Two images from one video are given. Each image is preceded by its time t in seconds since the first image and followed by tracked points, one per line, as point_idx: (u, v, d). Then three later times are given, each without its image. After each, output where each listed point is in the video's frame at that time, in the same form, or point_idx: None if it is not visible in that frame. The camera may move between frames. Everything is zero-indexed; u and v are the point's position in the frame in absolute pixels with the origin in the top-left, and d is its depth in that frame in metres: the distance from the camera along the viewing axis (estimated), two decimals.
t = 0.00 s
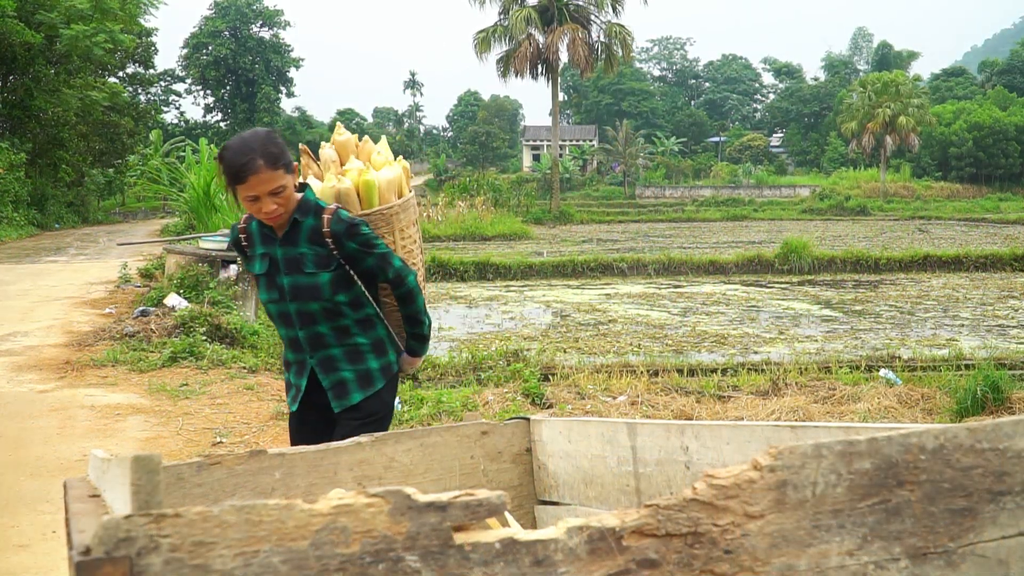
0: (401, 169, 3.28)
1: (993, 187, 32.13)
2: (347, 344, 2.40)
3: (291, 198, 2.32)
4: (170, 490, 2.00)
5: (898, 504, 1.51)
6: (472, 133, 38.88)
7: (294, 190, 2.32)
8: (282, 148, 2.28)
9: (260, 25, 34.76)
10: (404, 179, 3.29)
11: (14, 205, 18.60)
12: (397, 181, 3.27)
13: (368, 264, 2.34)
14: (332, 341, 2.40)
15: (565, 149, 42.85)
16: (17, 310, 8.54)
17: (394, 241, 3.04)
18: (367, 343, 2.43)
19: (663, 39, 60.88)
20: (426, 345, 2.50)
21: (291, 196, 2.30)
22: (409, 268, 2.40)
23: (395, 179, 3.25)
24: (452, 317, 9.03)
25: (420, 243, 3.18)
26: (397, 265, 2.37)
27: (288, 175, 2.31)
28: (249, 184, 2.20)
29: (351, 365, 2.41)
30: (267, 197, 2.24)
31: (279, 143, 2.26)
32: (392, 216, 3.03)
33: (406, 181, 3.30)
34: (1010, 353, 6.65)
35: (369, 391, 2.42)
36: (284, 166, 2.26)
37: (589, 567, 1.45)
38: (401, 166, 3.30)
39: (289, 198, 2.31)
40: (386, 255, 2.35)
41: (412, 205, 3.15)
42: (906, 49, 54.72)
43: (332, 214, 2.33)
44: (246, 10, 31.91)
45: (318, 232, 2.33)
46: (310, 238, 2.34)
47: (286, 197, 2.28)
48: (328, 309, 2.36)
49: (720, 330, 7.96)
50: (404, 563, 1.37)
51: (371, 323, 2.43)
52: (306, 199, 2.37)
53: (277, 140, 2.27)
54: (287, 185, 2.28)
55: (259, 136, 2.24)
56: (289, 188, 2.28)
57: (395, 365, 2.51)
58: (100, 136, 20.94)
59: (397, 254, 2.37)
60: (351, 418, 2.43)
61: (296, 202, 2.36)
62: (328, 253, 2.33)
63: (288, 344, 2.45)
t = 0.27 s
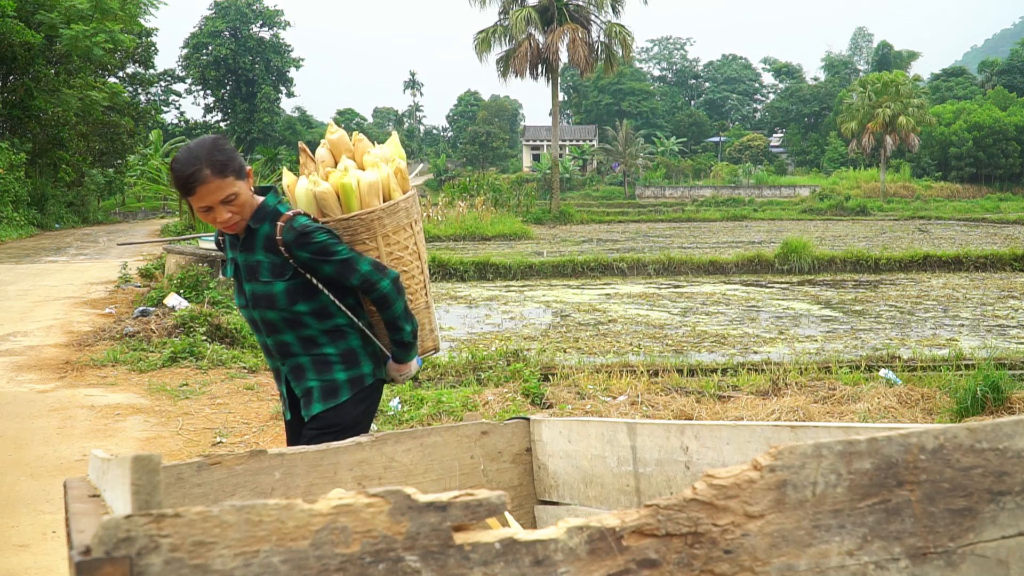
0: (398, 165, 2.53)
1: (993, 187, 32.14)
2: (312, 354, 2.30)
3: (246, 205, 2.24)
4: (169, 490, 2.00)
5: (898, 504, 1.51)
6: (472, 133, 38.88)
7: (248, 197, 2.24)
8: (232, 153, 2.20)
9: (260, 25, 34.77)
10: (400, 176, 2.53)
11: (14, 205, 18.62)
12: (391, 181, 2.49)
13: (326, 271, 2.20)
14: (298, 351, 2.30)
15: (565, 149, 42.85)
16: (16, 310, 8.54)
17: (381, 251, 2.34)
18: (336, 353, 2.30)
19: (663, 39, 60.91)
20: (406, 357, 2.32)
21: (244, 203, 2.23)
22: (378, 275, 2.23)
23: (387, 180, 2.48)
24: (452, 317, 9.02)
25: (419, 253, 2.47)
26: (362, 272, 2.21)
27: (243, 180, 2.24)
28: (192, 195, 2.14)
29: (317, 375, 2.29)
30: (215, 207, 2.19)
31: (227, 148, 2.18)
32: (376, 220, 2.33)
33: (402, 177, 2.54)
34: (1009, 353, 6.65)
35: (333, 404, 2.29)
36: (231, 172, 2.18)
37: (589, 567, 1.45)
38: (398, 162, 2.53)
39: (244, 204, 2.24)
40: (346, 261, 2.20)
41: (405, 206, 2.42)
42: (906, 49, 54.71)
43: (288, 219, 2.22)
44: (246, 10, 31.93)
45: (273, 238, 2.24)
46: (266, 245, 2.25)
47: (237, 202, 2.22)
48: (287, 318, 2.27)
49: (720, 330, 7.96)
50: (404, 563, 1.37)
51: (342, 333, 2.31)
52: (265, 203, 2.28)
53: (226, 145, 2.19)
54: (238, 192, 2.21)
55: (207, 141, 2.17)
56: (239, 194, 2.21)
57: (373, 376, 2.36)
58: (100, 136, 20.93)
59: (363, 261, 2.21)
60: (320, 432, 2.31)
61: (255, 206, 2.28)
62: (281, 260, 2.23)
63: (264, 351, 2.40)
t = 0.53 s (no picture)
0: (401, 176, 2.41)
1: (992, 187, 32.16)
2: (290, 369, 2.27)
3: (226, 207, 2.23)
4: (170, 490, 2.00)
5: (898, 504, 1.51)
6: (472, 133, 38.89)
7: (228, 199, 2.22)
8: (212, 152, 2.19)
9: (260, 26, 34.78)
10: (406, 188, 2.42)
11: (14, 205, 18.63)
12: (393, 193, 2.39)
13: (300, 280, 2.16)
14: (277, 365, 2.28)
15: (565, 149, 42.85)
16: (16, 310, 8.54)
17: (373, 266, 2.28)
18: (313, 371, 2.27)
19: (663, 39, 60.91)
20: (393, 378, 2.23)
21: (223, 205, 2.21)
22: (358, 287, 2.16)
23: (388, 192, 2.38)
24: (452, 317, 9.02)
25: (420, 271, 2.37)
26: (338, 283, 2.15)
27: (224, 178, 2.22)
28: (166, 195, 2.13)
29: (293, 393, 2.28)
30: (191, 208, 2.17)
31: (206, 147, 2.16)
32: (368, 232, 2.28)
33: (407, 190, 2.42)
34: (1010, 352, 6.65)
35: (309, 425, 2.28)
36: (209, 170, 2.16)
37: (589, 566, 1.45)
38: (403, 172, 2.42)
39: (224, 207, 2.22)
40: (321, 269, 2.15)
41: (405, 221, 2.33)
42: (906, 49, 54.68)
43: (265, 222, 2.19)
44: (246, 10, 31.94)
45: (251, 242, 2.22)
46: (244, 249, 2.24)
47: (216, 203, 2.19)
48: (264, 327, 2.25)
49: (720, 330, 7.96)
50: (404, 563, 1.37)
51: (321, 350, 2.27)
52: (247, 205, 2.27)
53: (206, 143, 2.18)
54: (216, 193, 2.18)
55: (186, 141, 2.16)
56: (218, 194, 2.18)
57: (354, 397, 2.31)
58: (99, 136, 20.93)
59: (342, 271, 2.15)
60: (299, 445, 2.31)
61: (238, 208, 2.26)
62: (257, 265, 2.22)
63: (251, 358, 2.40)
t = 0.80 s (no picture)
0: (397, 167, 2.35)
1: (992, 187, 32.18)
2: (277, 366, 2.27)
3: (215, 196, 2.22)
4: (170, 489, 2.00)
5: (899, 504, 1.51)
6: (472, 133, 38.90)
7: (216, 189, 2.22)
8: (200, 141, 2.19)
9: (260, 26, 34.79)
10: (403, 181, 2.36)
11: (14, 204, 18.64)
12: (386, 186, 2.35)
13: (280, 272, 2.13)
14: (266, 360, 2.28)
15: (566, 149, 42.86)
16: (16, 310, 8.55)
17: (362, 259, 2.24)
18: (298, 367, 2.25)
19: (663, 38, 60.92)
20: (379, 375, 2.19)
21: (211, 194, 2.21)
22: (339, 279, 2.12)
23: (381, 185, 2.34)
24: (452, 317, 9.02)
25: (413, 266, 2.29)
26: (318, 275, 2.11)
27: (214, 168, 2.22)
28: (152, 185, 2.16)
29: (279, 390, 2.27)
30: (175, 198, 2.17)
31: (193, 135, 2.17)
32: (356, 226, 2.23)
33: (404, 184, 2.36)
34: (1010, 352, 6.65)
35: (292, 423, 2.26)
36: (195, 158, 2.15)
37: (589, 567, 1.45)
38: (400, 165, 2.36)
39: (212, 196, 2.22)
40: (299, 261, 2.11)
41: (396, 215, 2.26)
42: (906, 49, 54.67)
43: (249, 211, 2.17)
44: (246, 10, 31.94)
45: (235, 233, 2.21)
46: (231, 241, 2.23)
47: (203, 191, 2.19)
48: (251, 321, 2.25)
49: (720, 330, 7.95)
50: (404, 563, 1.37)
51: (307, 346, 2.25)
52: (235, 194, 2.25)
53: (196, 133, 2.19)
54: (201, 182, 2.18)
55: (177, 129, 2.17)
56: (204, 184, 2.18)
57: (338, 397, 2.28)
58: (99, 136, 20.94)
59: (323, 263, 2.12)
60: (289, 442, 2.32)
61: (227, 197, 2.26)
62: (241, 258, 2.20)
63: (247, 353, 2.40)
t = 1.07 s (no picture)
0: (377, 163, 2.29)
1: (992, 187, 32.18)
2: (259, 367, 2.27)
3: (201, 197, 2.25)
4: (170, 490, 2.00)
5: (897, 504, 1.52)
6: (472, 133, 38.91)
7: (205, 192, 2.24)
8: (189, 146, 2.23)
9: (260, 26, 34.79)
10: (385, 177, 2.30)
11: (14, 205, 18.65)
12: (366, 181, 2.29)
13: (250, 270, 2.14)
14: (250, 363, 2.29)
15: (565, 149, 42.86)
16: (16, 310, 8.55)
17: (337, 259, 2.17)
18: (275, 370, 2.25)
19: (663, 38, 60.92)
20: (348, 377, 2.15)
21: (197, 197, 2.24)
22: (303, 277, 2.09)
23: (360, 178, 2.28)
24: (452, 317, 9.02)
25: (392, 266, 2.18)
26: (282, 274, 2.09)
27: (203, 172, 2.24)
28: (139, 186, 2.21)
29: (261, 391, 2.27)
30: (161, 200, 2.22)
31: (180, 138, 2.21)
32: (330, 224, 2.17)
33: (387, 180, 2.30)
34: (1009, 352, 6.65)
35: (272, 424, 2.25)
36: (179, 158, 2.19)
37: (589, 567, 1.45)
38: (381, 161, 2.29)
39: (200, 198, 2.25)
40: (267, 261, 2.10)
41: (370, 213, 2.17)
42: (906, 49, 54.65)
43: (229, 210, 2.19)
44: (246, 10, 31.94)
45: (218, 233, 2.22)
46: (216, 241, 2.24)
47: (189, 193, 2.22)
48: (235, 322, 2.26)
49: (720, 330, 7.95)
50: (404, 562, 1.37)
51: (284, 348, 2.24)
52: (223, 196, 2.26)
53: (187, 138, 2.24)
54: (184, 185, 2.21)
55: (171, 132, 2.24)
56: (189, 185, 2.22)
57: (313, 401, 2.25)
58: (99, 136, 20.94)
59: (288, 263, 2.10)
60: (274, 443, 2.32)
61: (218, 198, 2.28)
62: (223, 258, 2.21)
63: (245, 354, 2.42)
